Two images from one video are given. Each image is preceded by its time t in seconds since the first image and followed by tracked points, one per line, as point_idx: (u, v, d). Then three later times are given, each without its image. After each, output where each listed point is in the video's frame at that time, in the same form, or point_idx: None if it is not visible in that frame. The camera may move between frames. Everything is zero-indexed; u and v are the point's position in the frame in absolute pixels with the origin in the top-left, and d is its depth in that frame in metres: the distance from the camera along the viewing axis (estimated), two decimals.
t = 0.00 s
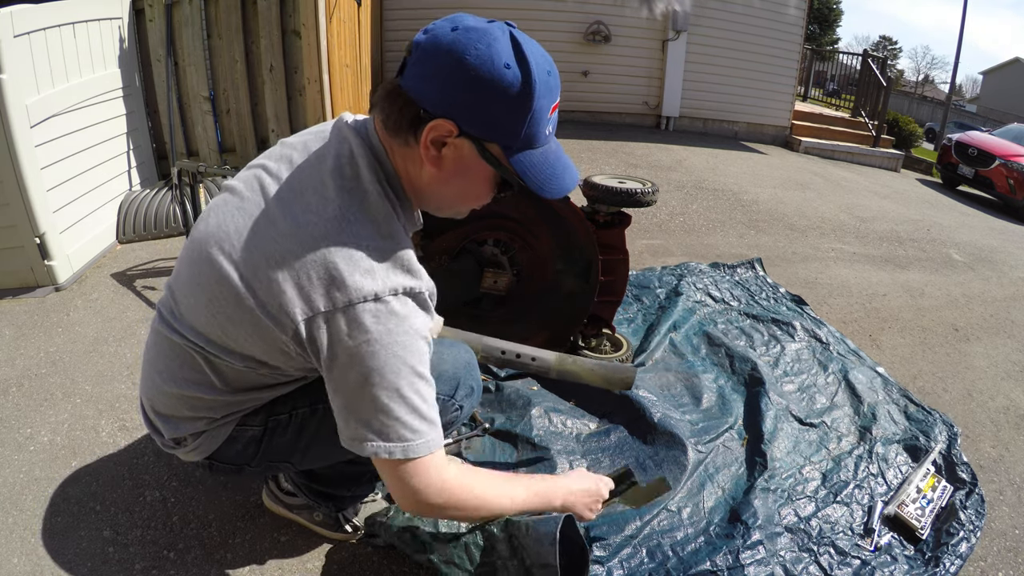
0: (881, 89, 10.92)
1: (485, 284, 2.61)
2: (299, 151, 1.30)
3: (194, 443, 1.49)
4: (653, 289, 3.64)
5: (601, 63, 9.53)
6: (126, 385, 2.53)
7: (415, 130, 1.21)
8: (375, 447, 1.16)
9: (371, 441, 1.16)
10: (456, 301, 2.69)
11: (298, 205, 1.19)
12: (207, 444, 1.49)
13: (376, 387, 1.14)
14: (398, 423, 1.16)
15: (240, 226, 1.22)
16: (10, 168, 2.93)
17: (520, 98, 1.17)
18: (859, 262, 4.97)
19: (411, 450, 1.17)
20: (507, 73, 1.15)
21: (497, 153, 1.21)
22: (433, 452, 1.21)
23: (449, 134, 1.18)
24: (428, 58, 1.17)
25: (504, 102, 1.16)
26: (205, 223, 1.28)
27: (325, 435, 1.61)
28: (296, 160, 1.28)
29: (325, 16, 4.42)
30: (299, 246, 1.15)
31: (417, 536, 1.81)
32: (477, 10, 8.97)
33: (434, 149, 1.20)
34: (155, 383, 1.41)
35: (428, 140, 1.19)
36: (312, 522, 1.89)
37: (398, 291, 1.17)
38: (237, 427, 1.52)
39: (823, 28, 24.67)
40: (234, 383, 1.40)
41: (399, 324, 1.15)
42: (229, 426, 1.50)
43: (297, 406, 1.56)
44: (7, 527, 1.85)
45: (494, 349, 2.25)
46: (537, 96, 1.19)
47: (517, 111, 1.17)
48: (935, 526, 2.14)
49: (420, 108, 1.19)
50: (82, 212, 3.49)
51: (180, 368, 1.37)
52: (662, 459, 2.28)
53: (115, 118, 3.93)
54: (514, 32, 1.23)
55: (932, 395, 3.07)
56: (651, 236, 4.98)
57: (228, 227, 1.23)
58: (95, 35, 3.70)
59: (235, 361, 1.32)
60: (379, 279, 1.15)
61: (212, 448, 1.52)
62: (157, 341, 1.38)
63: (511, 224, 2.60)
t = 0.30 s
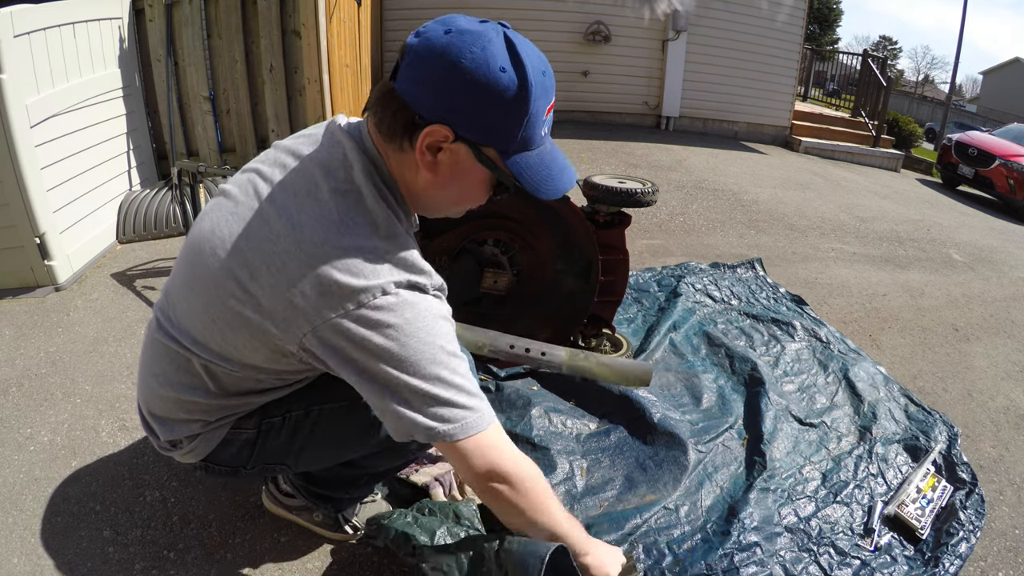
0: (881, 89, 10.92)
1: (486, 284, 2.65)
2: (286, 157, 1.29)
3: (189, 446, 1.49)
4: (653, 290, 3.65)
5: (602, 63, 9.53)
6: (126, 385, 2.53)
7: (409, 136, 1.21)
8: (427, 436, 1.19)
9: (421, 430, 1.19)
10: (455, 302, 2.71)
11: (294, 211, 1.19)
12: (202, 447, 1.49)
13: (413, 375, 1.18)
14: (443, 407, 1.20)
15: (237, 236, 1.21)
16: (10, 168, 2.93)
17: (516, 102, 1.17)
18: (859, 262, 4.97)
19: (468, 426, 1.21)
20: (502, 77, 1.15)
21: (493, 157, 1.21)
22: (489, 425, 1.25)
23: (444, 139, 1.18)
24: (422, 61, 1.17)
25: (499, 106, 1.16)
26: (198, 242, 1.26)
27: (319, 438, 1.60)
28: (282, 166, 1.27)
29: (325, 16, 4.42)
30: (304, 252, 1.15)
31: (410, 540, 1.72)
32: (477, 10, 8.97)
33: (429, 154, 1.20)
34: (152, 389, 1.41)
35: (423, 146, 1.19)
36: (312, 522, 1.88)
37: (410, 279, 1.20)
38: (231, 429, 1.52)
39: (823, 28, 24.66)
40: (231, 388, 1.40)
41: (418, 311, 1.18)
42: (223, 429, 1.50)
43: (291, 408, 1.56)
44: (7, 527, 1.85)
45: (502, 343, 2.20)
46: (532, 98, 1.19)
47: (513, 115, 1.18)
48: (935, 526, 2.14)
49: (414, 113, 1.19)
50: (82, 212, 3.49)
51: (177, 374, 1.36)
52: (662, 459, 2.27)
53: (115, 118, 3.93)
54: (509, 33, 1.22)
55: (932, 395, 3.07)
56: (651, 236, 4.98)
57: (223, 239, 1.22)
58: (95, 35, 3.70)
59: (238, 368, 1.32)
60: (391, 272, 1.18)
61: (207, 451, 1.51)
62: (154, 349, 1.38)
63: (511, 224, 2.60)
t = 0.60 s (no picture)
0: (881, 89, 10.92)
1: (486, 284, 2.63)
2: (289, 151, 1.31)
3: (188, 447, 1.49)
4: (653, 290, 3.65)
5: (602, 63, 9.53)
6: (126, 385, 2.53)
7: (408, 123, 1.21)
8: (370, 442, 1.12)
9: (366, 436, 1.12)
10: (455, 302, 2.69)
11: (285, 196, 1.18)
12: (200, 447, 1.49)
13: (365, 378, 1.10)
14: (389, 417, 1.12)
15: (229, 222, 1.21)
16: (10, 168, 2.93)
17: (511, 82, 1.17)
18: (859, 262, 4.97)
19: (405, 444, 1.14)
20: (495, 59, 1.15)
21: (491, 139, 1.21)
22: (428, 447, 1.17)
23: (442, 123, 1.18)
24: (415, 48, 1.17)
25: (495, 88, 1.15)
26: (199, 223, 1.27)
27: (317, 440, 1.60)
28: (283, 159, 1.28)
29: (325, 16, 4.42)
30: (284, 236, 1.13)
31: (412, 546, 1.74)
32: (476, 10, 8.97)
33: (428, 139, 1.19)
34: (149, 386, 1.41)
35: (422, 131, 1.19)
36: (312, 522, 1.89)
37: (385, 277, 1.14)
38: (230, 431, 1.52)
39: (823, 28, 24.67)
40: (226, 388, 1.40)
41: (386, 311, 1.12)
42: (222, 430, 1.49)
43: (290, 411, 1.55)
44: (7, 527, 1.85)
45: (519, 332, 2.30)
46: (526, 79, 1.19)
47: (509, 95, 1.17)
48: (935, 526, 2.14)
49: (412, 99, 1.19)
50: (82, 212, 3.49)
51: (173, 371, 1.36)
52: (662, 459, 2.27)
53: (115, 118, 3.93)
54: (498, 19, 1.23)
55: (931, 395, 3.07)
56: (651, 236, 4.98)
57: (217, 225, 1.23)
58: (95, 35, 3.70)
59: (224, 359, 1.30)
60: (364, 266, 1.12)
61: (206, 452, 1.51)
62: (151, 345, 1.38)
63: (511, 224, 2.60)
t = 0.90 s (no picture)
0: (881, 89, 10.92)
1: (485, 284, 2.63)
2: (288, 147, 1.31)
3: (184, 443, 1.49)
4: (653, 290, 3.65)
5: (602, 63, 9.53)
6: (126, 385, 2.53)
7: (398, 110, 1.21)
8: (344, 436, 1.09)
9: (340, 429, 1.09)
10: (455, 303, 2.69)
11: (277, 184, 1.18)
12: (196, 445, 1.49)
13: (342, 368, 1.08)
14: (365, 411, 1.09)
15: (222, 210, 1.21)
16: (10, 168, 2.93)
17: (497, 68, 1.16)
18: (859, 262, 4.97)
19: (378, 440, 1.11)
20: (481, 45, 1.15)
21: (479, 125, 1.19)
22: (403, 444, 1.14)
23: (429, 109, 1.17)
24: (404, 38, 1.19)
25: (480, 73, 1.15)
26: (201, 212, 1.28)
27: (312, 440, 1.59)
28: (280, 153, 1.29)
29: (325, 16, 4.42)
30: (272, 221, 1.11)
31: (411, 548, 1.71)
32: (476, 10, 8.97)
33: (416, 124, 1.19)
34: (146, 380, 1.41)
35: (410, 116, 1.18)
36: (312, 522, 1.89)
37: (371, 267, 1.11)
38: (225, 428, 1.51)
39: (823, 28, 24.67)
40: (223, 384, 1.40)
41: (368, 302, 1.09)
42: (217, 427, 1.49)
43: (284, 409, 1.54)
44: (7, 527, 1.85)
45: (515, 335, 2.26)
46: (513, 66, 1.18)
47: (495, 81, 1.16)
48: (935, 526, 2.14)
49: (401, 87, 1.19)
50: (82, 212, 3.49)
51: (170, 367, 1.36)
52: (662, 459, 2.27)
53: (115, 118, 3.93)
54: (488, 12, 1.24)
55: (931, 395, 3.07)
56: (651, 236, 4.98)
57: (211, 214, 1.23)
58: (95, 35, 3.70)
59: (215, 350, 1.28)
60: (349, 254, 1.09)
61: (202, 449, 1.51)
62: (149, 340, 1.39)
63: (511, 224, 2.60)
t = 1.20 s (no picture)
0: (881, 89, 10.92)
1: (486, 284, 2.63)
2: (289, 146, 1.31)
3: (184, 445, 1.49)
4: (654, 291, 3.65)
5: (602, 63, 9.53)
6: (127, 385, 2.53)
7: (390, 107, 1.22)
8: (334, 435, 1.09)
9: (331, 429, 1.09)
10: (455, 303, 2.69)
11: (275, 183, 1.18)
12: (196, 447, 1.50)
13: (335, 368, 1.08)
14: (356, 411, 1.09)
15: (220, 208, 1.21)
16: (10, 168, 2.93)
17: (485, 63, 1.15)
18: (859, 262, 4.97)
19: (369, 440, 1.11)
20: (471, 41, 1.15)
21: (468, 122, 1.18)
22: (394, 443, 1.14)
23: (418, 105, 1.18)
24: (398, 37, 1.20)
25: (467, 68, 1.14)
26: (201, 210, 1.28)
27: (311, 441, 1.58)
28: (280, 153, 1.29)
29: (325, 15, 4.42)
30: (269, 219, 1.12)
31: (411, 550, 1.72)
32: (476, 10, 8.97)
33: (406, 120, 1.19)
34: (146, 381, 1.42)
35: (400, 111, 1.19)
36: (312, 523, 1.89)
37: (366, 267, 1.11)
38: (224, 429, 1.51)
39: (823, 28, 24.69)
40: (221, 386, 1.39)
41: (362, 301, 1.09)
42: (216, 428, 1.48)
43: (283, 410, 1.52)
44: (7, 527, 1.85)
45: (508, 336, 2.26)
46: (502, 62, 1.16)
47: (483, 77, 1.15)
48: (934, 526, 2.14)
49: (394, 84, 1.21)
50: (82, 212, 3.49)
51: (169, 367, 1.36)
52: (662, 459, 2.27)
53: (115, 118, 3.93)
54: (484, 11, 1.24)
55: (932, 395, 3.08)
56: (651, 236, 4.98)
57: (211, 212, 1.23)
58: (95, 36, 3.70)
59: (211, 348, 1.28)
60: (344, 253, 1.09)
61: (201, 450, 1.52)
62: (149, 341, 1.39)
63: (511, 225, 2.60)
